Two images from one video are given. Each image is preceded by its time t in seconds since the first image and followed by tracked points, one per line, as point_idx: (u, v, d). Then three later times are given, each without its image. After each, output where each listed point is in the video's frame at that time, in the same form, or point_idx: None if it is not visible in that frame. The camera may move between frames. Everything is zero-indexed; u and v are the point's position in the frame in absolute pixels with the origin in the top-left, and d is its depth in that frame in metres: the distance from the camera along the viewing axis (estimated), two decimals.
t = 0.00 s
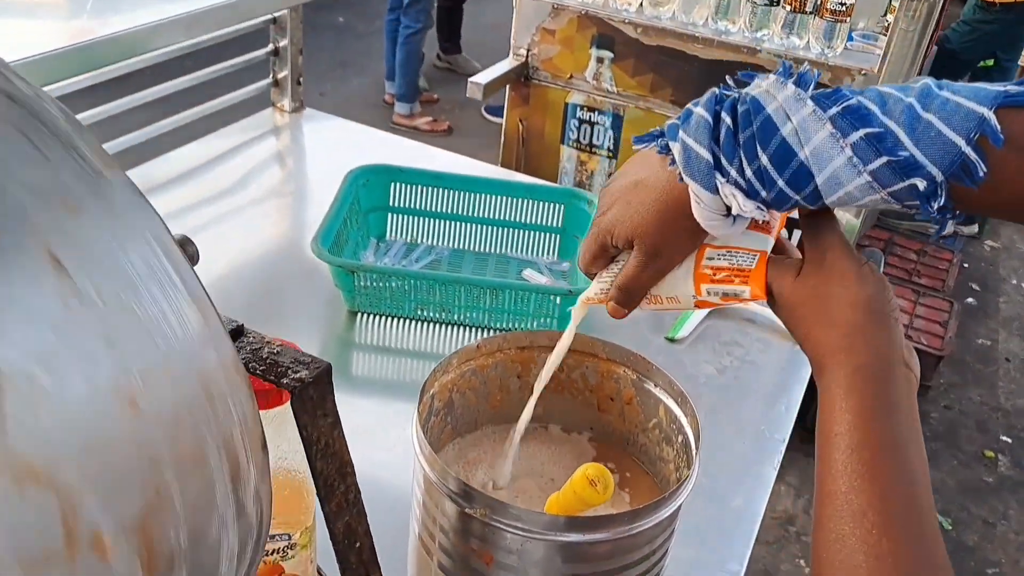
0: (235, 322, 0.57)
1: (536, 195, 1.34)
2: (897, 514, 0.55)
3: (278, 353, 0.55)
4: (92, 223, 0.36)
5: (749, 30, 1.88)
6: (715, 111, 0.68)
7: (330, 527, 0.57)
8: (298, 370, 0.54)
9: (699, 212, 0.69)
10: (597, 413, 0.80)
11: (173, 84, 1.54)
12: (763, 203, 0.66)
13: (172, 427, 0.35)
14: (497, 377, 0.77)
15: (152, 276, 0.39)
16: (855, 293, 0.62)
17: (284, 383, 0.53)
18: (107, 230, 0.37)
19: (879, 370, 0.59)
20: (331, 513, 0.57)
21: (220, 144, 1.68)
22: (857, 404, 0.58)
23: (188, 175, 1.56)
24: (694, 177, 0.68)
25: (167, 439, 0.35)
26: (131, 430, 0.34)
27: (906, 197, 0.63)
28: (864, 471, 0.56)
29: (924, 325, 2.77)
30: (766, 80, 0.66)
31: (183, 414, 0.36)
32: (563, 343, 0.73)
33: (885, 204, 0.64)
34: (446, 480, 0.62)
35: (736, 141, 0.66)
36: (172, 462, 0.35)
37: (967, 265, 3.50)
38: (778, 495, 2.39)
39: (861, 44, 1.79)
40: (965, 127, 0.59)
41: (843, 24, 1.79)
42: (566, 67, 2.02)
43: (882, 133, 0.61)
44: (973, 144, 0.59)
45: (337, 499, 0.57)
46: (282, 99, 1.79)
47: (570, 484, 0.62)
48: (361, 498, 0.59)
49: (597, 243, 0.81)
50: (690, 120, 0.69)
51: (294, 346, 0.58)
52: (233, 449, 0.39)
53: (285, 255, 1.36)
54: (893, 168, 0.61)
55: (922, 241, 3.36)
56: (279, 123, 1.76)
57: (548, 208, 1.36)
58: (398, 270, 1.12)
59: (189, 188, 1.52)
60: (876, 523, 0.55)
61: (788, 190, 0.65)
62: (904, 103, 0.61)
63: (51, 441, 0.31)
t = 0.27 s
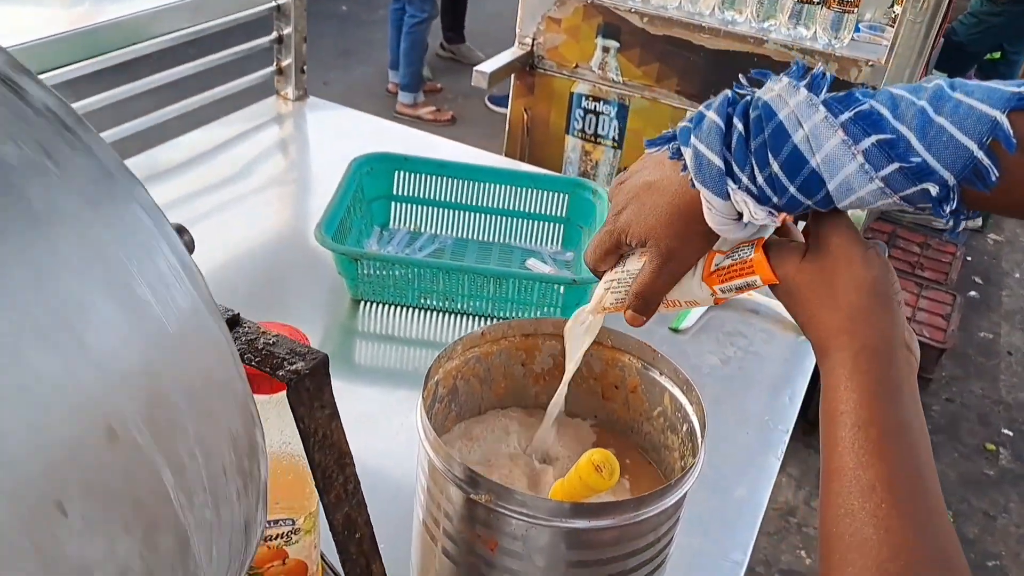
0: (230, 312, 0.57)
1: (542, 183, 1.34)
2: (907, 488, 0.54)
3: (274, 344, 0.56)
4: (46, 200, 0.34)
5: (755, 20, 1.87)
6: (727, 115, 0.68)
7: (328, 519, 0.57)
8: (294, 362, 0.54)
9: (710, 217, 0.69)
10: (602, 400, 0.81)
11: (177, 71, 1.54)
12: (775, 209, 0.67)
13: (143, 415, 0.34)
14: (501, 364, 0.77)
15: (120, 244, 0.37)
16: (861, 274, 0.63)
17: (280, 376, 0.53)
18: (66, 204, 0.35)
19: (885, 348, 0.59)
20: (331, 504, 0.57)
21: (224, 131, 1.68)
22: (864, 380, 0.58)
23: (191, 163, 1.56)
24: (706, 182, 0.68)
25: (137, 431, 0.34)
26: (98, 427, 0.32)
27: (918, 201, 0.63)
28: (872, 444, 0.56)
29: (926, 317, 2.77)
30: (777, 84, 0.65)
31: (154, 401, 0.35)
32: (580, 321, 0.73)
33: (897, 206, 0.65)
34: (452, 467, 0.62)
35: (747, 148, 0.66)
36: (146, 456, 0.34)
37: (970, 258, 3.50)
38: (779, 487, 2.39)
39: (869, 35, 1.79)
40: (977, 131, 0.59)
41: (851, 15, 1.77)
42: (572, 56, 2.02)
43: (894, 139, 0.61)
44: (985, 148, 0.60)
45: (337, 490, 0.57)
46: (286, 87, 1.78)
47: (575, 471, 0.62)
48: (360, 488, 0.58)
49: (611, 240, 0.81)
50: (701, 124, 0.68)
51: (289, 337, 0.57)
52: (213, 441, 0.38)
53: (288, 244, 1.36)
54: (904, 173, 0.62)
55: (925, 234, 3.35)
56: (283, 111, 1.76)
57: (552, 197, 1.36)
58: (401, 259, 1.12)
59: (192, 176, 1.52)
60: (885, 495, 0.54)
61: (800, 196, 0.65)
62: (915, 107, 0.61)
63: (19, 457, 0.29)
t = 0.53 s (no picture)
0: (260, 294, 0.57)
1: (546, 175, 1.34)
2: (915, 485, 0.53)
3: (303, 325, 0.55)
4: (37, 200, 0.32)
5: (758, 14, 1.87)
6: (740, 95, 0.68)
7: (351, 499, 0.57)
8: (323, 341, 0.54)
9: (722, 194, 0.69)
10: (612, 393, 0.80)
11: (180, 63, 1.53)
12: (785, 186, 0.66)
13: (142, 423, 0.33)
14: (511, 356, 0.77)
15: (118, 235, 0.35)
16: (865, 268, 0.61)
17: (311, 354, 0.53)
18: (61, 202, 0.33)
19: (889, 342, 0.58)
20: (354, 484, 0.57)
21: (227, 123, 1.67)
22: (869, 375, 0.57)
23: (194, 155, 1.56)
24: (717, 159, 0.68)
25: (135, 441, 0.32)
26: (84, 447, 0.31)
27: (930, 184, 0.61)
28: (879, 440, 0.55)
29: (928, 312, 2.77)
30: (792, 65, 0.65)
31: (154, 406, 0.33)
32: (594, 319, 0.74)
33: (908, 189, 0.62)
34: (463, 457, 0.62)
35: (759, 125, 0.65)
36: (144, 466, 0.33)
37: (971, 253, 3.49)
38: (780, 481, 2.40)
39: (871, 29, 1.75)
40: (987, 113, 0.57)
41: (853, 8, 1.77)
42: (574, 48, 2.01)
43: (905, 119, 0.59)
44: (995, 131, 0.57)
45: (360, 471, 0.57)
46: (289, 78, 1.78)
47: (587, 463, 0.62)
48: (381, 471, 0.59)
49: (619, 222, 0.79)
50: (715, 102, 0.69)
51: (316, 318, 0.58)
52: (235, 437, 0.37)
53: (291, 236, 1.35)
54: (914, 155, 0.59)
55: (927, 228, 3.35)
56: (286, 102, 1.75)
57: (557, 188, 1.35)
58: (407, 251, 1.12)
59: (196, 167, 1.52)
60: (894, 491, 0.53)
61: (810, 175, 0.64)
62: (926, 89, 0.59)
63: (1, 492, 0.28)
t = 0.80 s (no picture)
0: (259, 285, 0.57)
1: (546, 171, 1.34)
2: (910, 483, 0.54)
3: (304, 316, 0.56)
4: (31, 193, 0.35)
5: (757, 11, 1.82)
6: (753, 66, 0.67)
7: (351, 488, 0.58)
8: (323, 330, 0.54)
9: (729, 165, 0.68)
10: (611, 386, 0.81)
11: (181, 58, 1.53)
12: (793, 158, 0.66)
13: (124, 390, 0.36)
14: (509, 349, 0.77)
15: (104, 216, 0.37)
16: (859, 265, 0.62)
17: (310, 344, 0.53)
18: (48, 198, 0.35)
19: (884, 341, 0.59)
20: (354, 473, 0.57)
21: (228, 119, 1.68)
22: (864, 373, 0.58)
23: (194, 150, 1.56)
24: (727, 127, 0.66)
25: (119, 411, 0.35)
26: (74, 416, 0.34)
27: (939, 161, 0.62)
28: (875, 438, 0.56)
29: (927, 310, 2.78)
30: (807, 40, 0.66)
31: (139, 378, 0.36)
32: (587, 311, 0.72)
33: (917, 166, 0.63)
34: (462, 447, 0.63)
35: (771, 95, 0.65)
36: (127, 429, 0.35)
37: (971, 251, 3.50)
38: (778, 478, 2.40)
39: (871, 25, 1.65)
40: (1001, 90, 0.58)
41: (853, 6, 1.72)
42: (573, 45, 2.02)
43: (917, 93, 0.60)
44: (1008, 108, 0.58)
45: (359, 460, 0.58)
46: (290, 74, 1.78)
47: (585, 455, 0.63)
48: (380, 461, 0.59)
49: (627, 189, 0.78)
50: (725, 73, 0.67)
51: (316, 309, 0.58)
52: (221, 402, 0.39)
53: (292, 231, 1.36)
54: (926, 129, 0.60)
55: (926, 226, 3.35)
56: (287, 98, 1.76)
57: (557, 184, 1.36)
58: (407, 245, 1.13)
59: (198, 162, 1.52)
60: (891, 487, 0.54)
61: (819, 146, 0.64)
62: (940, 66, 0.61)
63: None
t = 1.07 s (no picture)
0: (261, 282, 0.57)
1: (547, 168, 1.34)
2: (915, 499, 0.53)
3: (303, 314, 0.56)
4: (41, 171, 0.34)
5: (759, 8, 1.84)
6: (758, 49, 0.67)
7: (350, 487, 0.58)
8: (322, 330, 0.54)
9: (730, 147, 0.68)
10: (611, 384, 0.81)
11: (182, 55, 1.53)
12: (792, 141, 0.66)
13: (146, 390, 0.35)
14: (510, 347, 0.77)
15: (121, 211, 0.37)
16: (861, 279, 0.59)
17: (309, 343, 0.53)
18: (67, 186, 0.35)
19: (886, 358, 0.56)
20: (353, 472, 0.57)
21: (228, 115, 1.68)
22: (864, 393, 0.56)
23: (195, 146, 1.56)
24: (730, 110, 0.67)
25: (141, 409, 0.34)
26: (91, 413, 0.33)
27: (935, 148, 0.62)
28: (875, 462, 0.54)
29: (927, 308, 2.78)
30: (812, 25, 0.65)
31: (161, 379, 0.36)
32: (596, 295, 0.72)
33: (914, 153, 0.63)
34: (462, 445, 0.63)
35: (772, 79, 0.65)
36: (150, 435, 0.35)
37: (971, 249, 3.49)
38: (778, 475, 2.40)
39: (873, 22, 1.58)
40: (998, 79, 0.58)
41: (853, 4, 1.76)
42: (574, 42, 2.02)
43: (916, 80, 0.60)
44: (1006, 98, 0.58)
45: (358, 459, 0.58)
46: (291, 71, 1.78)
47: (584, 452, 0.62)
48: (380, 459, 0.59)
49: (629, 166, 0.78)
50: (732, 56, 0.68)
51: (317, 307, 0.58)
52: (235, 416, 0.39)
53: (292, 228, 1.36)
54: (923, 117, 0.60)
55: (927, 224, 3.35)
56: (287, 95, 1.76)
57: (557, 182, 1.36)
58: (408, 242, 1.13)
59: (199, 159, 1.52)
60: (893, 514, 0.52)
61: (818, 131, 0.65)
62: (941, 53, 0.60)
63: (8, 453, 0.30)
